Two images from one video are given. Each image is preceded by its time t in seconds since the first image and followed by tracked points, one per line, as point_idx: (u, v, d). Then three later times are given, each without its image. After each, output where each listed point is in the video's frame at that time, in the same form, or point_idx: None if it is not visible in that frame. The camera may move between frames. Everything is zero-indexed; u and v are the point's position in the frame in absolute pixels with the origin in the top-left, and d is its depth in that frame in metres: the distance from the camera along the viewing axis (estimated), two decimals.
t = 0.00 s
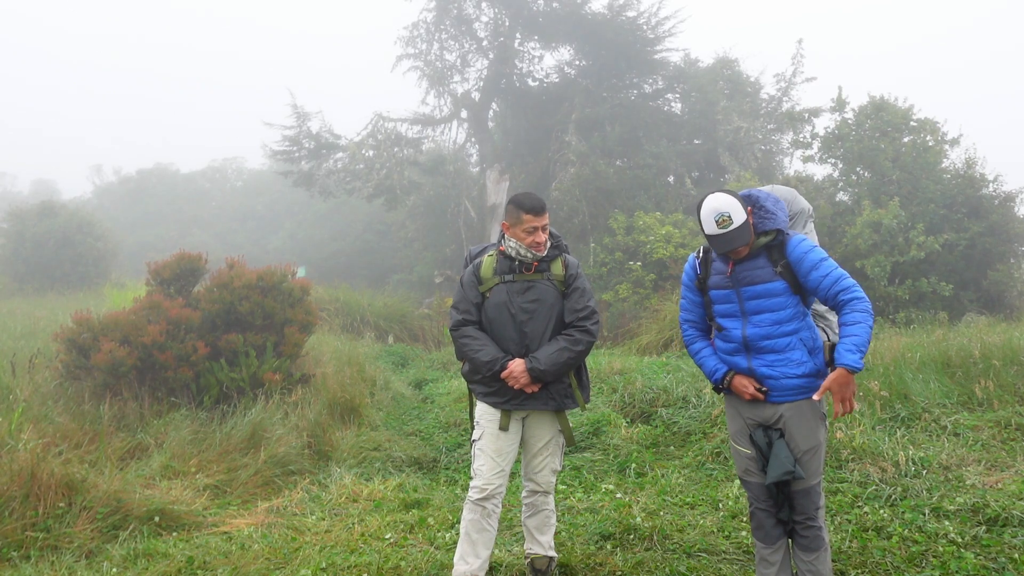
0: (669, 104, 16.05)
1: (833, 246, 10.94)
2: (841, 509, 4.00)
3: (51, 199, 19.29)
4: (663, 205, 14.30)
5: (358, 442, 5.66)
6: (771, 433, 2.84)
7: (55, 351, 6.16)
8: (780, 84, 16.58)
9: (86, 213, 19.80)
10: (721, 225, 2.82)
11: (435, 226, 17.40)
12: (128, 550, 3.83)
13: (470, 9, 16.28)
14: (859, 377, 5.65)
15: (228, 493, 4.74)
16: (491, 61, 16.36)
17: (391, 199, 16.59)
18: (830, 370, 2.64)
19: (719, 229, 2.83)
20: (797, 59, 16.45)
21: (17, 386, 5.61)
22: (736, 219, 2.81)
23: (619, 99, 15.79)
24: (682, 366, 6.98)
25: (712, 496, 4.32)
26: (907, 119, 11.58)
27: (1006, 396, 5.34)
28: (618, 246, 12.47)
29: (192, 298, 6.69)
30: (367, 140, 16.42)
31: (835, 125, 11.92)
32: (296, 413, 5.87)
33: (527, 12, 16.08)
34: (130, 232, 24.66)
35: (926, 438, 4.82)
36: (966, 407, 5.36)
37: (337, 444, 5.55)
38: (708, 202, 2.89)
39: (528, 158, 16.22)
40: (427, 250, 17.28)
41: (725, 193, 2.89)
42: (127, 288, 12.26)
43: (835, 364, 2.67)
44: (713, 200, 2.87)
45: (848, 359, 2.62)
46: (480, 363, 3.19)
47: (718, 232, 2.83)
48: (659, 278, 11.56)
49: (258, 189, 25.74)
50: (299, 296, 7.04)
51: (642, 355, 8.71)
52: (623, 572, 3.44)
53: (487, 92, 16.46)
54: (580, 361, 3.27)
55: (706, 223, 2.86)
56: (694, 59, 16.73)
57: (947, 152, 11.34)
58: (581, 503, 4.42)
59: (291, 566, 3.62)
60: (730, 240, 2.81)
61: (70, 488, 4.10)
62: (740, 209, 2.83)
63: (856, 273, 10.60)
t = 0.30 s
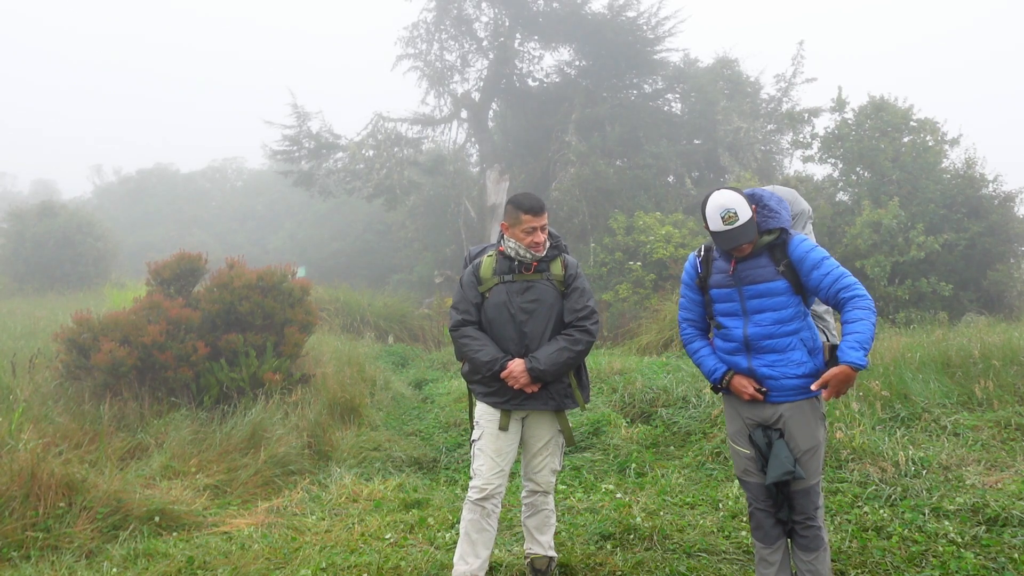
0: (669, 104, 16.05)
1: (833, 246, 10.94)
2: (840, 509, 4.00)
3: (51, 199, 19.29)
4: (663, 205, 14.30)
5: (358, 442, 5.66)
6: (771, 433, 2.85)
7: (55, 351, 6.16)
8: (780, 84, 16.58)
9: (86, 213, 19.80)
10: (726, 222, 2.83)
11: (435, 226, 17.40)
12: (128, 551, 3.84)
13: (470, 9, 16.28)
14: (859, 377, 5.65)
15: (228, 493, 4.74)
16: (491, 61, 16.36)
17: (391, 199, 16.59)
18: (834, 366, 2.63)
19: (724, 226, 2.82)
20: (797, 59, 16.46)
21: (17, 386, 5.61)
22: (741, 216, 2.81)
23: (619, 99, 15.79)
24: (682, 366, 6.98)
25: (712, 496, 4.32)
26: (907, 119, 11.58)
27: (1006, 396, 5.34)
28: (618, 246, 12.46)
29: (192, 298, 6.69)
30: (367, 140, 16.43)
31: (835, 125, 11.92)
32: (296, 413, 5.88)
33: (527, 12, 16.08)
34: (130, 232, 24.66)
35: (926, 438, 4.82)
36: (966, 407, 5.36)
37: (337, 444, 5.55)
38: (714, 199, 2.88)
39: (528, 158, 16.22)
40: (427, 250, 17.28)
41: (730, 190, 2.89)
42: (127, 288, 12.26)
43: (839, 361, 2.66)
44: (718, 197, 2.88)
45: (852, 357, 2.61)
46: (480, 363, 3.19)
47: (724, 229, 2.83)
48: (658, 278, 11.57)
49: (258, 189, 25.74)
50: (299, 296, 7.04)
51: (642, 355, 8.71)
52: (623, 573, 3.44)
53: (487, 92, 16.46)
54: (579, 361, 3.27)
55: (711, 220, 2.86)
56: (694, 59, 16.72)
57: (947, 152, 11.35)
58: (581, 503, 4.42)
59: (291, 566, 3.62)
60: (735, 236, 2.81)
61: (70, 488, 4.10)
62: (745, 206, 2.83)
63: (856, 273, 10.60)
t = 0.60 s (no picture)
0: (669, 105, 16.04)
1: (833, 246, 10.95)
2: (841, 509, 4.00)
3: (51, 199, 19.28)
4: (663, 205, 14.30)
5: (358, 442, 5.66)
6: (770, 433, 2.84)
7: (55, 351, 6.16)
8: (780, 84, 16.59)
9: (87, 212, 19.79)
10: (727, 221, 2.82)
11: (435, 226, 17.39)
12: (128, 551, 3.84)
13: (470, 9, 16.27)
14: (859, 377, 5.64)
15: (228, 494, 4.74)
16: (491, 61, 16.35)
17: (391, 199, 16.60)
18: (832, 363, 2.63)
19: (726, 221, 2.82)
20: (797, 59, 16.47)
21: (17, 386, 5.61)
22: (742, 214, 2.81)
23: (619, 99, 15.80)
24: (682, 366, 6.98)
25: (712, 496, 4.32)
26: (907, 119, 11.58)
27: (1006, 396, 5.34)
28: (618, 246, 12.47)
29: (192, 299, 6.69)
30: (367, 141, 16.43)
31: (835, 125, 11.92)
32: (296, 413, 5.88)
33: (527, 12, 16.07)
34: (130, 232, 24.66)
35: (926, 438, 4.82)
36: (966, 407, 5.36)
37: (337, 444, 5.55)
38: (715, 198, 2.88)
39: (528, 158, 16.22)
40: (427, 250, 17.28)
41: (731, 189, 2.89)
42: (127, 288, 12.25)
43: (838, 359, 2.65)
44: (719, 196, 2.87)
45: (849, 352, 2.61)
46: (479, 363, 3.19)
47: (725, 223, 2.82)
48: (658, 278, 11.57)
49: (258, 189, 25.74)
50: (299, 296, 7.04)
51: (642, 355, 8.71)
52: (623, 573, 3.44)
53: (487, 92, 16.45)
54: (579, 361, 3.27)
55: (712, 219, 2.86)
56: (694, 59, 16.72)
57: (947, 152, 11.35)
58: (581, 503, 4.42)
59: (291, 566, 3.62)
60: (735, 234, 2.81)
61: (70, 488, 4.09)
62: (746, 204, 2.82)
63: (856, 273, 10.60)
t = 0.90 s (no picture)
0: (669, 104, 16.03)
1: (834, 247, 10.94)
2: (841, 509, 4.00)
3: (51, 199, 19.28)
4: (663, 205, 14.30)
5: (358, 442, 5.66)
6: (770, 434, 2.84)
7: (55, 351, 6.16)
8: (781, 84, 16.61)
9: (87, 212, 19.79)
10: (725, 221, 2.82)
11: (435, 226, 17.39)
12: (128, 551, 3.83)
13: (470, 9, 16.26)
14: (859, 377, 5.64)
15: (228, 493, 4.74)
16: (491, 61, 16.34)
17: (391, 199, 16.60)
18: (825, 361, 2.63)
19: (724, 217, 2.82)
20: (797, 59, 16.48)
21: (17, 386, 5.61)
22: (740, 215, 2.81)
23: (619, 99, 15.79)
24: (682, 366, 6.99)
25: (712, 496, 4.32)
26: (907, 119, 11.58)
27: (1006, 396, 5.33)
28: (618, 246, 12.46)
29: (192, 299, 6.69)
30: (367, 140, 16.42)
31: (836, 125, 11.92)
32: (296, 413, 5.87)
33: (527, 11, 16.06)
34: (130, 232, 24.66)
35: (926, 438, 4.82)
36: (966, 407, 5.36)
37: (337, 444, 5.55)
38: (713, 198, 2.88)
39: (528, 158, 16.22)
40: (427, 250, 17.27)
41: (730, 189, 2.88)
42: (127, 288, 12.25)
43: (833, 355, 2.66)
44: (717, 196, 2.87)
45: (841, 348, 2.62)
46: (479, 363, 3.19)
47: (724, 219, 2.82)
48: (659, 278, 11.57)
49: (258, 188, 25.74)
50: (299, 296, 7.04)
51: (641, 355, 8.72)
52: (623, 573, 3.44)
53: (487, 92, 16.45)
54: (578, 361, 3.27)
55: (710, 219, 2.85)
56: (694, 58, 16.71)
57: (947, 152, 11.36)
58: (581, 503, 4.42)
59: (291, 566, 3.62)
60: (732, 233, 2.81)
61: (70, 488, 4.09)
62: (744, 204, 2.82)
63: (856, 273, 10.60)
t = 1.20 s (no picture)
0: (669, 104, 16.03)
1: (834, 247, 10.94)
2: (841, 509, 4.00)
3: (51, 199, 19.28)
4: (664, 205, 14.30)
5: (358, 442, 5.66)
6: (770, 434, 2.83)
7: (55, 351, 6.16)
8: (780, 84, 16.62)
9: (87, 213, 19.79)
10: (723, 218, 2.82)
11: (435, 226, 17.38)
12: (127, 551, 3.83)
13: (470, 9, 16.26)
14: (859, 377, 5.63)
15: (228, 493, 4.74)
16: (491, 61, 16.34)
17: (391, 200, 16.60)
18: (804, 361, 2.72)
19: (721, 211, 2.83)
20: (797, 59, 16.50)
21: (17, 386, 5.61)
22: (740, 212, 2.81)
23: (619, 99, 15.79)
24: (682, 366, 6.98)
25: (712, 496, 4.32)
26: (907, 119, 11.59)
27: (1006, 396, 5.33)
28: (618, 246, 12.46)
29: (192, 299, 6.69)
30: (367, 140, 16.42)
31: (835, 125, 11.92)
32: (296, 413, 5.88)
33: (527, 12, 16.06)
34: (130, 232, 24.66)
35: (926, 438, 4.82)
36: (966, 407, 5.36)
37: (337, 444, 5.54)
38: (713, 195, 2.89)
39: (528, 158, 16.22)
40: (427, 250, 17.26)
41: (731, 187, 2.89)
42: (127, 288, 12.25)
43: (807, 354, 2.76)
44: (717, 194, 2.88)
45: (820, 349, 2.70)
46: (478, 364, 3.19)
47: (721, 214, 2.83)
48: (659, 278, 11.56)
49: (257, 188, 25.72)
50: (299, 296, 7.04)
51: (641, 355, 8.71)
52: (623, 573, 3.44)
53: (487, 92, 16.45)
54: (577, 361, 3.27)
55: (710, 216, 2.87)
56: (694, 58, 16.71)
57: (947, 152, 11.36)
58: (581, 503, 4.42)
59: (291, 566, 3.62)
60: (730, 230, 2.81)
61: (70, 488, 4.09)
62: (744, 201, 2.82)
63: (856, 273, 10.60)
